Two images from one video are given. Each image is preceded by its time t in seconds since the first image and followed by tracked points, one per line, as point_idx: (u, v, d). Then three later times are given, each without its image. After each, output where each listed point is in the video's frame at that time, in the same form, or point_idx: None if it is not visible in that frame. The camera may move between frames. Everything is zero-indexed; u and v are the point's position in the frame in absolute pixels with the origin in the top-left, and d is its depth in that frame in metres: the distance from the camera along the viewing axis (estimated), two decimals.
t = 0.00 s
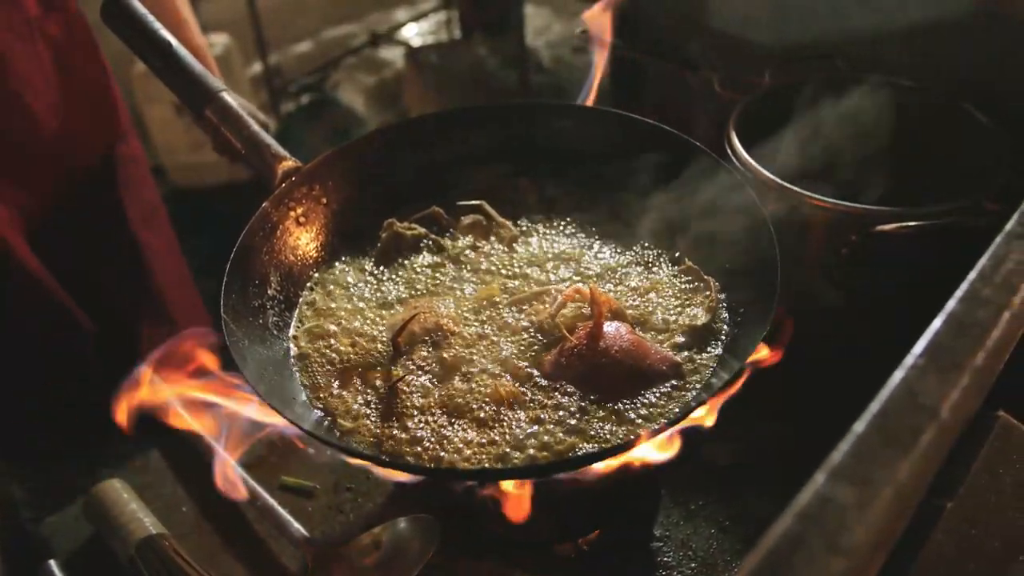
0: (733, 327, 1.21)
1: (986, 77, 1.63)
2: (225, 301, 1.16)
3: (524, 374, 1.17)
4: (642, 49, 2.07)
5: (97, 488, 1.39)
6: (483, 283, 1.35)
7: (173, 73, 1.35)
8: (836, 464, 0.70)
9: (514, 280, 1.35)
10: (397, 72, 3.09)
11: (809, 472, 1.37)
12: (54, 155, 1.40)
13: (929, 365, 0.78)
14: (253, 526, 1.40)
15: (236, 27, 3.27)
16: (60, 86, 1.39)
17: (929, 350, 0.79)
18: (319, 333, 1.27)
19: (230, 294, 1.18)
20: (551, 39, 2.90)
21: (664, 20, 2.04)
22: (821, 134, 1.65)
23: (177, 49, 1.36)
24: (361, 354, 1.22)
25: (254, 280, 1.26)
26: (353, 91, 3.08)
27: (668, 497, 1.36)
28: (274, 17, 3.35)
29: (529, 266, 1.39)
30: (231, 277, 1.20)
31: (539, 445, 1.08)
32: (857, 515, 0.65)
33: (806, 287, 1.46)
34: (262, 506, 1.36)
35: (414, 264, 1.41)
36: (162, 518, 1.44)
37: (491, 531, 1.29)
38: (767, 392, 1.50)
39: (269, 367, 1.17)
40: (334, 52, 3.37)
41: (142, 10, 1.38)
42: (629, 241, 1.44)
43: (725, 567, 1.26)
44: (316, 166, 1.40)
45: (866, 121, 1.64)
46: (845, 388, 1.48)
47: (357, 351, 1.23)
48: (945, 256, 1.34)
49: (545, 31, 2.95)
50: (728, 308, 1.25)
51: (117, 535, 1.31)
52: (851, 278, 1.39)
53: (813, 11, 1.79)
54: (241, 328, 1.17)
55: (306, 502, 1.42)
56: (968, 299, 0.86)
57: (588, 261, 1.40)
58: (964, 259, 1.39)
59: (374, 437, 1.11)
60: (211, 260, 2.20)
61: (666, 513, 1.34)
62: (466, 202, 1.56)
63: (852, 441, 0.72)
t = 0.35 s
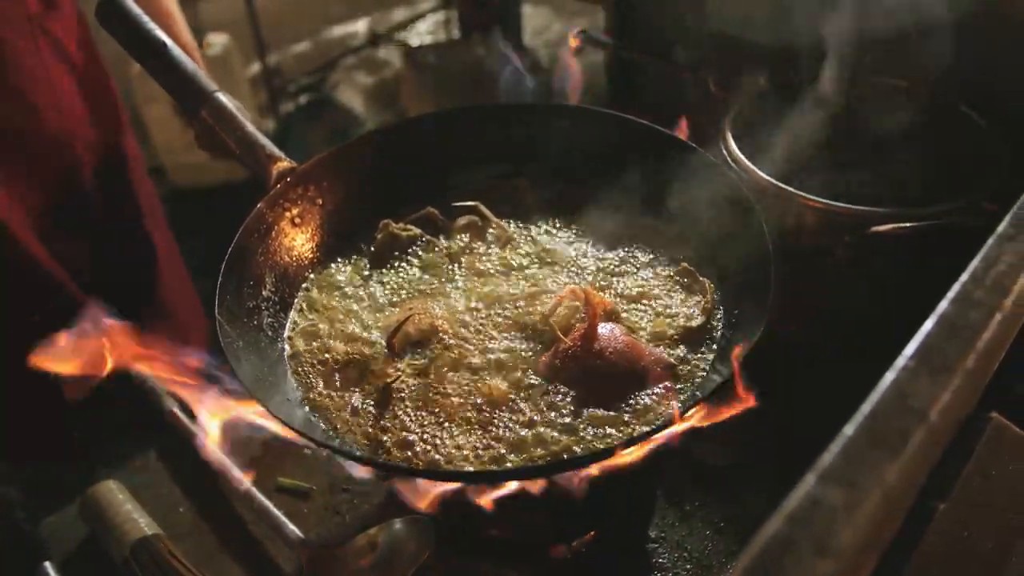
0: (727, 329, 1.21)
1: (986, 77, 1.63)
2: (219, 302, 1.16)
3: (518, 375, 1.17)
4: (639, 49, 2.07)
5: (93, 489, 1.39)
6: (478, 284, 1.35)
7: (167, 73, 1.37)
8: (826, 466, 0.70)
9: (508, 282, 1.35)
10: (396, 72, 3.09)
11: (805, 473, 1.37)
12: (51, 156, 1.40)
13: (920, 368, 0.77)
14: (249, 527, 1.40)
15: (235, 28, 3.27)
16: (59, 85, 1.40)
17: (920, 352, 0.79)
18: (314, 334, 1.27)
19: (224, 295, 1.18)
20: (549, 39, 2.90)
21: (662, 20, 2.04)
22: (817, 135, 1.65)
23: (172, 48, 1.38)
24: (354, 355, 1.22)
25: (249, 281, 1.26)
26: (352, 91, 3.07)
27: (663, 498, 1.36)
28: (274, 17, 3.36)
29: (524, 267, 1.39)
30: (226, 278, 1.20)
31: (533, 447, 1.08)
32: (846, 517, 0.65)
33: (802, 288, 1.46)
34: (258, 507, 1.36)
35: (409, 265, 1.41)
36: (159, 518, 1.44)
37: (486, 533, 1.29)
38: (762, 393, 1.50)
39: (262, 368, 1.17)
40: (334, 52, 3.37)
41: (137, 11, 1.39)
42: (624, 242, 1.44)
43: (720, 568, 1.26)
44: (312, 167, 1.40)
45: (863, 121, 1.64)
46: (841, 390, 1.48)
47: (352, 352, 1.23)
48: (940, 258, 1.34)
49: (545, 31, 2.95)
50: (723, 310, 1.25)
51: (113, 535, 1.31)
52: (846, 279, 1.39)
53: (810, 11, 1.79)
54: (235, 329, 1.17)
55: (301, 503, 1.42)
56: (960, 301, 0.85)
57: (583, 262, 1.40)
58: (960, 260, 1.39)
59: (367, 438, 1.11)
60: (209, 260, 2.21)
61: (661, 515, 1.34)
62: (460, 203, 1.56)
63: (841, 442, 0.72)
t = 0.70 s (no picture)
0: (721, 330, 1.21)
1: (987, 77, 1.62)
2: (212, 303, 1.16)
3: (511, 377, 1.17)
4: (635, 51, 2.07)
5: (88, 489, 1.39)
6: (472, 286, 1.35)
7: (162, 74, 1.38)
8: (815, 468, 0.69)
9: (503, 282, 1.35)
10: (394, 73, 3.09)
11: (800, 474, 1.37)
12: (46, 153, 1.42)
13: (911, 370, 0.77)
14: (245, 527, 1.40)
15: (234, 28, 3.26)
16: (59, 84, 1.41)
17: (911, 354, 0.79)
18: (306, 336, 1.26)
19: (217, 296, 1.18)
20: (548, 40, 2.89)
21: (659, 20, 2.03)
22: (813, 136, 1.65)
23: (166, 49, 1.39)
24: (348, 357, 1.22)
25: (243, 282, 1.26)
26: (351, 91, 3.07)
27: (658, 499, 1.35)
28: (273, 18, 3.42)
29: (517, 269, 1.39)
30: (219, 279, 1.21)
31: (526, 448, 1.08)
32: (835, 518, 0.65)
33: (797, 288, 1.46)
34: (252, 507, 1.36)
35: (403, 266, 1.41)
36: (154, 519, 1.44)
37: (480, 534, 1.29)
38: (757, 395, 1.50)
39: (255, 368, 1.17)
40: (334, 51, 3.36)
41: (133, 14, 1.40)
42: (618, 243, 1.44)
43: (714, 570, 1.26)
44: (306, 168, 1.41)
45: (859, 122, 1.63)
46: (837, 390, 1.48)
47: (346, 353, 1.23)
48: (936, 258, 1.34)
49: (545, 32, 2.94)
50: (717, 311, 1.25)
51: (107, 535, 1.31)
52: (840, 279, 1.39)
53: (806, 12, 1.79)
54: (229, 330, 1.17)
55: (296, 503, 1.42)
56: (952, 303, 0.85)
57: (578, 264, 1.40)
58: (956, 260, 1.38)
59: (360, 438, 1.11)
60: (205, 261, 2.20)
61: (656, 516, 1.33)
62: (456, 204, 1.56)
63: (831, 444, 0.72)
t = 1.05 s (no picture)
0: (716, 331, 1.21)
1: (986, 77, 1.62)
2: (206, 304, 1.16)
3: (506, 378, 1.17)
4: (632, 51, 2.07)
5: (83, 490, 1.39)
6: (467, 287, 1.35)
7: (156, 73, 1.39)
8: (803, 471, 0.69)
9: (497, 284, 1.35)
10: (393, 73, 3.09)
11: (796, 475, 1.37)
12: (45, 151, 1.42)
13: (902, 372, 0.77)
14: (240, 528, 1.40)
15: (233, 29, 3.26)
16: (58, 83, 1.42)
17: (902, 355, 0.79)
18: (300, 337, 1.26)
19: (211, 297, 1.19)
20: (547, 39, 2.89)
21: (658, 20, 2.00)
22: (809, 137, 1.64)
23: (160, 49, 1.40)
24: (342, 358, 1.22)
25: (238, 282, 1.26)
26: (349, 91, 3.06)
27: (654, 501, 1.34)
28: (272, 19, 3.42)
29: (512, 270, 1.39)
30: (214, 280, 1.21)
31: (519, 450, 1.08)
32: (823, 521, 0.65)
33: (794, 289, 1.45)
34: (248, 508, 1.35)
35: (398, 267, 1.40)
36: (149, 520, 1.44)
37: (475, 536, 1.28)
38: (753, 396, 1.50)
39: (249, 370, 1.17)
40: (332, 52, 3.35)
41: (129, 14, 1.41)
42: (614, 244, 1.44)
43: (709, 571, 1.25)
44: (301, 169, 1.41)
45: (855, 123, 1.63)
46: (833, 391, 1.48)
47: (341, 355, 1.23)
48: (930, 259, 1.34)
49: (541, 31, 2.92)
50: (711, 312, 1.25)
51: (102, 536, 1.31)
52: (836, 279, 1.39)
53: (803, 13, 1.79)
54: (223, 331, 1.17)
55: (291, 504, 1.42)
56: (943, 305, 0.85)
57: (573, 265, 1.39)
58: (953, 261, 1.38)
59: (354, 440, 1.11)
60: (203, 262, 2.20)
61: (651, 517, 1.32)
62: (451, 205, 1.55)
63: (821, 446, 0.71)
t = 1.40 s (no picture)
0: (710, 332, 1.21)
1: (986, 77, 1.63)
2: (200, 305, 1.16)
3: (500, 379, 1.17)
4: (628, 52, 2.07)
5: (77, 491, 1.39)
6: (461, 288, 1.35)
7: (150, 74, 1.39)
8: (792, 474, 0.69)
9: (491, 285, 1.35)
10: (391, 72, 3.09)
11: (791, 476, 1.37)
12: (43, 148, 1.42)
13: (891, 374, 0.77)
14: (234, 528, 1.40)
15: (229, 28, 3.26)
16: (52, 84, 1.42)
17: (891, 358, 0.79)
18: (294, 338, 1.26)
19: (206, 297, 1.18)
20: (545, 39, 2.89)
21: (659, 20, 2.03)
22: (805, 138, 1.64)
23: (154, 49, 1.40)
24: (336, 359, 1.22)
25: (232, 283, 1.26)
26: (346, 91, 3.06)
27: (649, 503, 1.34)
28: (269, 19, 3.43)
29: (506, 271, 1.39)
30: (208, 280, 1.21)
31: (513, 451, 1.08)
32: (811, 523, 0.65)
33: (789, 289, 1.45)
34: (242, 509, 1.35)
35: (392, 268, 1.40)
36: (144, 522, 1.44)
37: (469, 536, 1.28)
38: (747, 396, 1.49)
39: (243, 370, 1.17)
40: (329, 52, 3.35)
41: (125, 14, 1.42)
42: (608, 245, 1.44)
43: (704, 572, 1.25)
44: (296, 169, 1.41)
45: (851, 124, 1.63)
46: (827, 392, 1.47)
47: (335, 356, 1.23)
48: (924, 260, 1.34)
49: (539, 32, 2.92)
50: (705, 314, 1.25)
51: (97, 537, 1.31)
52: (831, 279, 1.39)
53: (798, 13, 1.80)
54: (217, 331, 1.17)
55: (286, 505, 1.42)
56: (934, 307, 0.85)
57: (568, 266, 1.39)
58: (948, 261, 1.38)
59: (347, 440, 1.10)
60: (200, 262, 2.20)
61: (646, 517, 1.32)
62: (445, 206, 1.55)
63: (810, 449, 0.71)
